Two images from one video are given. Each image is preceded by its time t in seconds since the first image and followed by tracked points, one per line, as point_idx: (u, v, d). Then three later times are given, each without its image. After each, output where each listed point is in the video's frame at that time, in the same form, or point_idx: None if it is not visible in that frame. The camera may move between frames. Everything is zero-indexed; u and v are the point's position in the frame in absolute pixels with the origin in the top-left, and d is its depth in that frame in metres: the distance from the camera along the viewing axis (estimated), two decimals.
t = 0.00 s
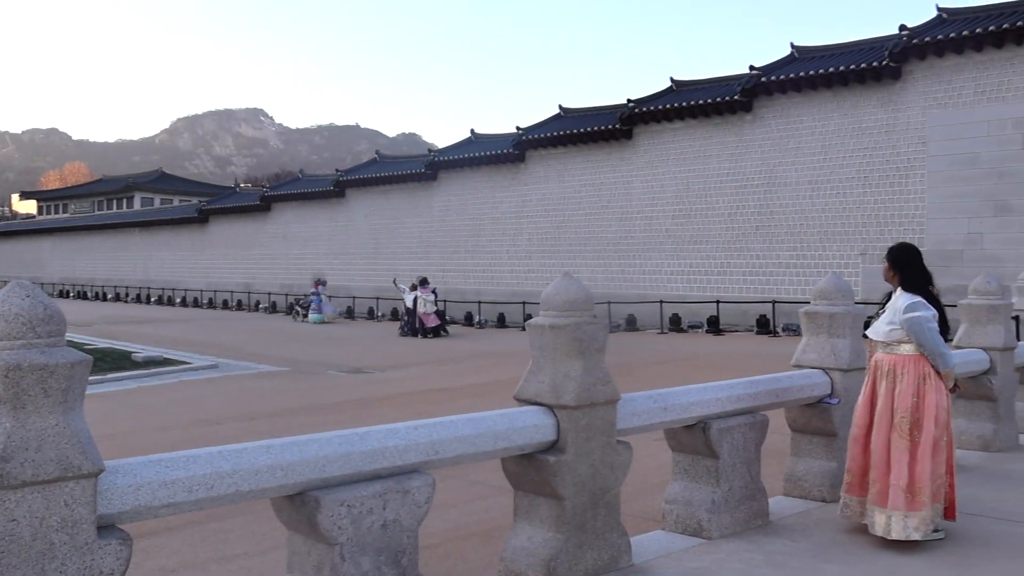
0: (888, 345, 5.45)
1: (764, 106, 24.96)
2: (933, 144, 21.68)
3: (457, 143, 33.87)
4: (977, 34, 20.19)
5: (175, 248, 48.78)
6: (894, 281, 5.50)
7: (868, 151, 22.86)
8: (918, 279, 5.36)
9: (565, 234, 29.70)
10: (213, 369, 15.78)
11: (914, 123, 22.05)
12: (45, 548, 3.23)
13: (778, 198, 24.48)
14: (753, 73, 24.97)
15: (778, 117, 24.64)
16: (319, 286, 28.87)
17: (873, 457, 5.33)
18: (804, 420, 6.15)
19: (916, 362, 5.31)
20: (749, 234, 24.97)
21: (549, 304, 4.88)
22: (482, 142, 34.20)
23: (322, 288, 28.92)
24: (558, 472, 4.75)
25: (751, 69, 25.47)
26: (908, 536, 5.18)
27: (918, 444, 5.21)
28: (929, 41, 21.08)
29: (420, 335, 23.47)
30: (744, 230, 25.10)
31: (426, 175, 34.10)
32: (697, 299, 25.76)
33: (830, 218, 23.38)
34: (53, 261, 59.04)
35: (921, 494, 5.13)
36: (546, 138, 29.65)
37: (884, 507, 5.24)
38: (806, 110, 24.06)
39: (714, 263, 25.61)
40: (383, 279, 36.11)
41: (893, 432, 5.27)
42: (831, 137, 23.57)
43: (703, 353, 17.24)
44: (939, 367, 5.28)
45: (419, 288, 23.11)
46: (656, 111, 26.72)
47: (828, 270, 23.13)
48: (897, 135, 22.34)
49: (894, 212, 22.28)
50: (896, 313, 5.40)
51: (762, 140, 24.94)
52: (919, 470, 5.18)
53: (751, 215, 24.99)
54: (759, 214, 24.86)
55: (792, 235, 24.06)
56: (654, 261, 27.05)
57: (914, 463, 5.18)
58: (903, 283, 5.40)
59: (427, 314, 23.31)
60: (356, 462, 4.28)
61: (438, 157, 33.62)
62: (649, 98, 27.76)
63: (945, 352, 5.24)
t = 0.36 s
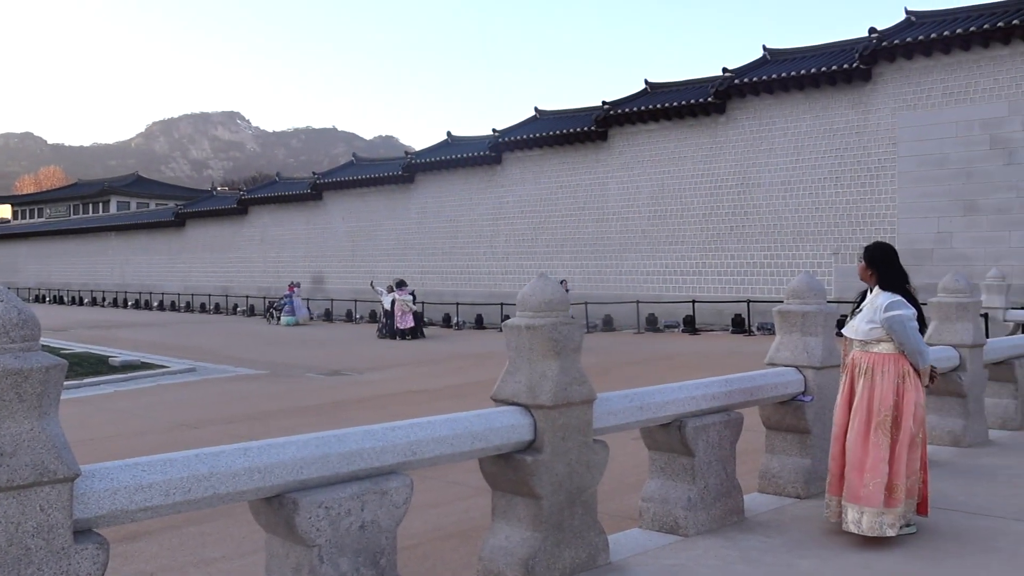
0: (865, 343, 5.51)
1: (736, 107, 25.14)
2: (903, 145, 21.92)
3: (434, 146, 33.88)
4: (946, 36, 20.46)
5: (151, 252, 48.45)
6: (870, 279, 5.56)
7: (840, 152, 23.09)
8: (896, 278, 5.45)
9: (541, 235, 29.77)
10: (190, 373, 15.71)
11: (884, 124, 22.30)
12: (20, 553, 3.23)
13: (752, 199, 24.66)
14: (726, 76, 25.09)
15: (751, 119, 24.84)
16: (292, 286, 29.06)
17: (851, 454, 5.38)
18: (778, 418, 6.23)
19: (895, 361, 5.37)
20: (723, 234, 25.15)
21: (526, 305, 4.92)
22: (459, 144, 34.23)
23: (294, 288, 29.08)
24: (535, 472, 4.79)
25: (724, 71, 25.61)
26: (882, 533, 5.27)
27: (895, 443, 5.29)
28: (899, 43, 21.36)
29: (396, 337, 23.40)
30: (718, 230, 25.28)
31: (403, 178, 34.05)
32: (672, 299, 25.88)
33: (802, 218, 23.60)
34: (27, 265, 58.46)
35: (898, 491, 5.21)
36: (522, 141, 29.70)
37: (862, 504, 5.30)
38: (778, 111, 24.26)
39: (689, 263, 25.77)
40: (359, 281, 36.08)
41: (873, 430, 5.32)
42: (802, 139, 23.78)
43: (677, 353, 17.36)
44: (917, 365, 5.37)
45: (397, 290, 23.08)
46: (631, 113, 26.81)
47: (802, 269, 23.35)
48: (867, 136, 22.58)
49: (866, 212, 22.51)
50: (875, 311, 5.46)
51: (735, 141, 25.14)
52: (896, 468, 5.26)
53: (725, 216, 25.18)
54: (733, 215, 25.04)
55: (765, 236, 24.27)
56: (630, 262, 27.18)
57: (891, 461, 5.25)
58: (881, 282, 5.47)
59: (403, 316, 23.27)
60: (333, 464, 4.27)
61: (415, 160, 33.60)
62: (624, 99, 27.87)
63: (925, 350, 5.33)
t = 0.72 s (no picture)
0: (844, 345, 5.55)
1: (713, 109, 25.29)
2: (877, 146, 22.10)
3: (411, 146, 33.84)
4: (919, 39, 20.73)
5: (127, 252, 48.07)
6: (845, 282, 5.60)
7: (815, 153, 23.23)
8: (872, 280, 5.49)
9: (519, 235, 29.78)
10: (166, 374, 15.60)
11: (858, 126, 22.46)
12: None
13: (728, 200, 24.79)
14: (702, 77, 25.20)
15: (727, 120, 24.99)
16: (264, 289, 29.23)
17: (835, 455, 5.37)
18: (753, 418, 6.26)
19: (875, 362, 5.42)
20: (700, 235, 25.28)
21: (502, 305, 4.92)
22: (436, 145, 34.20)
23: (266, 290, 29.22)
24: (512, 472, 4.79)
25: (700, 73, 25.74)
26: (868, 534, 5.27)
27: (878, 443, 5.33)
28: (872, 46, 21.56)
29: (373, 338, 23.36)
30: (695, 231, 25.41)
31: (380, 178, 33.95)
32: (649, 300, 26.03)
33: (778, 220, 23.72)
34: None
35: (883, 491, 5.25)
36: (499, 141, 29.69)
37: (848, 506, 5.29)
38: (754, 113, 24.41)
39: (666, 264, 25.88)
40: (337, 282, 35.99)
41: (858, 430, 5.34)
42: (778, 140, 23.91)
43: (652, 353, 17.43)
44: (895, 366, 5.44)
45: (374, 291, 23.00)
46: (608, 115, 26.87)
47: (777, 270, 23.50)
48: (842, 137, 22.74)
49: (840, 213, 22.66)
50: (853, 314, 5.50)
51: (712, 143, 25.25)
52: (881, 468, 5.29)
53: (702, 217, 25.30)
54: (709, 216, 25.17)
55: (742, 237, 24.40)
56: (608, 263, 27.26)
57: (877, 461, 5.28)
58: (857, 285, 5.51)
59: (380, 317, 23.22)
60: (309, 465, 4.24)
61: (393, 160, 33.51)
62: (600, 101, 27.93)
63: (902, 352, 5.40)
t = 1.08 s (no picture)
0: (811, 346, 5.61)
1: (687, 110, 25.42)
2: (849, 148, 22.31)
3: (386, 146, 33.75)
4: (891, 42, 20.97)
5: (99, 252, 47.59)
6: (810, 284, 5.67)
7: (788, 155, 23.42)
8: (836, 282, 5.56)
9: (494, 235, 29.77)
10: (138, 375, 15.46)
11: (831, 128, 22.67)
12: None
13: (701, 201, 24.94)
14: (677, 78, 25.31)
15: (702, 122, 25.13)
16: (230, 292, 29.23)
17: (808, 457, 5.42)
18: (726, 417, 6.31)
19: (842, 361, 5.49)
20: (675, 235, 25.41)
21: (476, 305, 4.93)
22: (412, 145, 34.14)
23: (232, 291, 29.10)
24: (486, 472, 4.80)
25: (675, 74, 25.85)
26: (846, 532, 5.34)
27: (850, 442, 5.38)
28: (845, 48, 21.80)
29: (349, 339, 23.29)
30: (670, 232, 25.53)
31: (355, 178, 33.81)
32: (624, 301, 26.18)
33: (752, 220, 23.87)
34: None
35: (860, 489, 5.31)
36: (474, 142, 29.67)
37: (826, 506, 5.35)
38: (729, 115, 24.57)
39: (641, 264, 25.99)
40: (313, 282, 35.83)
41: (830, 431, 5.39)
42: (751, 141, 24.08)
43: (625, 353, 17.49)
44: (863, 365, 5.51)
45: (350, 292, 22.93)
46: (583, 116, 26.92)
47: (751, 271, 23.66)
48: (815, 139, 22.94)
49: (813, 214, 22.86)
50: (818, 316, 5.55)
51: (687, 144, 25.39)
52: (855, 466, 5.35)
53: (676, 218, 25.44)
54: (683, 217, 25.31)
55: (716, 238, 24.55)
56: (583, 263, 27.34)
57: (850, 461, 5.34)
58: (821, 287, 5.58)
59: (355, 318, 23.14)
60: (282, 466, 4.21)
61: (368, 159, 33.38)
62: (576, 102, 27.98)
63: (869, 351, 5.46)
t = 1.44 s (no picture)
0: (764, 345, 5.67)
1: (661, 112, 25.53)
2: (821, 151, 22.51)
3: (360, 147, 33.62)
4: (862, 46, 21.17)
5: (68, 253, 47.05)
6: (765, 284, 5.74)
7: (761, 158, 23.58)
8: (790, 281, 5.64)
9: (468, 236, 29.75)
10: (108, 377, 15.28)
11: (804, 131, 22.85)
12: None
13: (675, 203, 25.07)
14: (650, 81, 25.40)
15: (675, 124, 25.25)
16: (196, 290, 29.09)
17: (767, 455, 5.51)
18: (699, 418, 6.35)
19: (793, 360, 5.55)
20: (648, 237, 25.52)
21: (450, 306, 4.92)
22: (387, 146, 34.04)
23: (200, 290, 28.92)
24: (460, 473, 4.80)
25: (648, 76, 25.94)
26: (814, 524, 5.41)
27: (808, 437, 5.43)
28: (816, 52, 21.97)
29: (322, 340, 23.22)
30: (644, 233, 25.62)
31: (330, 179, 33.65)
32: (598, 302, 26.30)
33: (725, 222, 24.01)
34: None
35: (822, 483, 5.35)
36: (448, 143, 29.61)
37: (791, 501, 5.43)
38: (702, 117, 24.70)
39: (615, 265, 26.11)
40: (287, 283, 35.63)
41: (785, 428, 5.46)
42: (725, 144, 24.23)
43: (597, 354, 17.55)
44: (814, 364, 5.55)
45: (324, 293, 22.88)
46: (558, 118, 26.93)
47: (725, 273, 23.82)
48: (787, 142, 23.13)
49: (786, 217, 23.05)
50: (771, 313, 5.62)
51: (660, 146, 25.50)
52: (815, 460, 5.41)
53: (650, 219, 25.53)
54: (656, 219, 25.42)
55: (690, 240, 24.69)
56: (558, 265, 27.41)
57: (808, 455, 5.40)
58: (776, 285, 5.66)
59: (329, 319, 23.10)
60: (253, 468, 4.18)
61: (342, 160, 33.23)
62: (550, 103, 28.01)
63: (820, 348, 5.52)
